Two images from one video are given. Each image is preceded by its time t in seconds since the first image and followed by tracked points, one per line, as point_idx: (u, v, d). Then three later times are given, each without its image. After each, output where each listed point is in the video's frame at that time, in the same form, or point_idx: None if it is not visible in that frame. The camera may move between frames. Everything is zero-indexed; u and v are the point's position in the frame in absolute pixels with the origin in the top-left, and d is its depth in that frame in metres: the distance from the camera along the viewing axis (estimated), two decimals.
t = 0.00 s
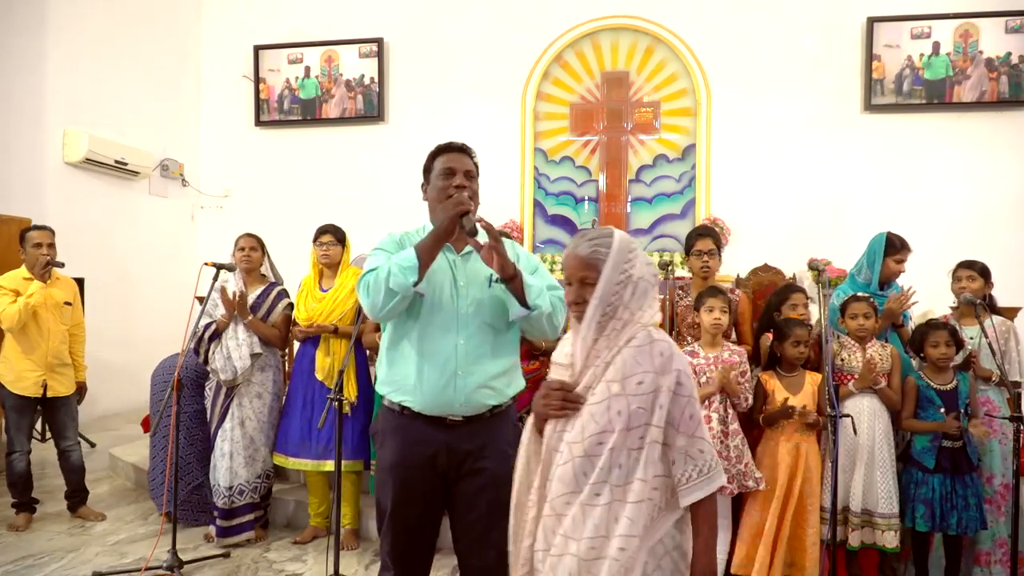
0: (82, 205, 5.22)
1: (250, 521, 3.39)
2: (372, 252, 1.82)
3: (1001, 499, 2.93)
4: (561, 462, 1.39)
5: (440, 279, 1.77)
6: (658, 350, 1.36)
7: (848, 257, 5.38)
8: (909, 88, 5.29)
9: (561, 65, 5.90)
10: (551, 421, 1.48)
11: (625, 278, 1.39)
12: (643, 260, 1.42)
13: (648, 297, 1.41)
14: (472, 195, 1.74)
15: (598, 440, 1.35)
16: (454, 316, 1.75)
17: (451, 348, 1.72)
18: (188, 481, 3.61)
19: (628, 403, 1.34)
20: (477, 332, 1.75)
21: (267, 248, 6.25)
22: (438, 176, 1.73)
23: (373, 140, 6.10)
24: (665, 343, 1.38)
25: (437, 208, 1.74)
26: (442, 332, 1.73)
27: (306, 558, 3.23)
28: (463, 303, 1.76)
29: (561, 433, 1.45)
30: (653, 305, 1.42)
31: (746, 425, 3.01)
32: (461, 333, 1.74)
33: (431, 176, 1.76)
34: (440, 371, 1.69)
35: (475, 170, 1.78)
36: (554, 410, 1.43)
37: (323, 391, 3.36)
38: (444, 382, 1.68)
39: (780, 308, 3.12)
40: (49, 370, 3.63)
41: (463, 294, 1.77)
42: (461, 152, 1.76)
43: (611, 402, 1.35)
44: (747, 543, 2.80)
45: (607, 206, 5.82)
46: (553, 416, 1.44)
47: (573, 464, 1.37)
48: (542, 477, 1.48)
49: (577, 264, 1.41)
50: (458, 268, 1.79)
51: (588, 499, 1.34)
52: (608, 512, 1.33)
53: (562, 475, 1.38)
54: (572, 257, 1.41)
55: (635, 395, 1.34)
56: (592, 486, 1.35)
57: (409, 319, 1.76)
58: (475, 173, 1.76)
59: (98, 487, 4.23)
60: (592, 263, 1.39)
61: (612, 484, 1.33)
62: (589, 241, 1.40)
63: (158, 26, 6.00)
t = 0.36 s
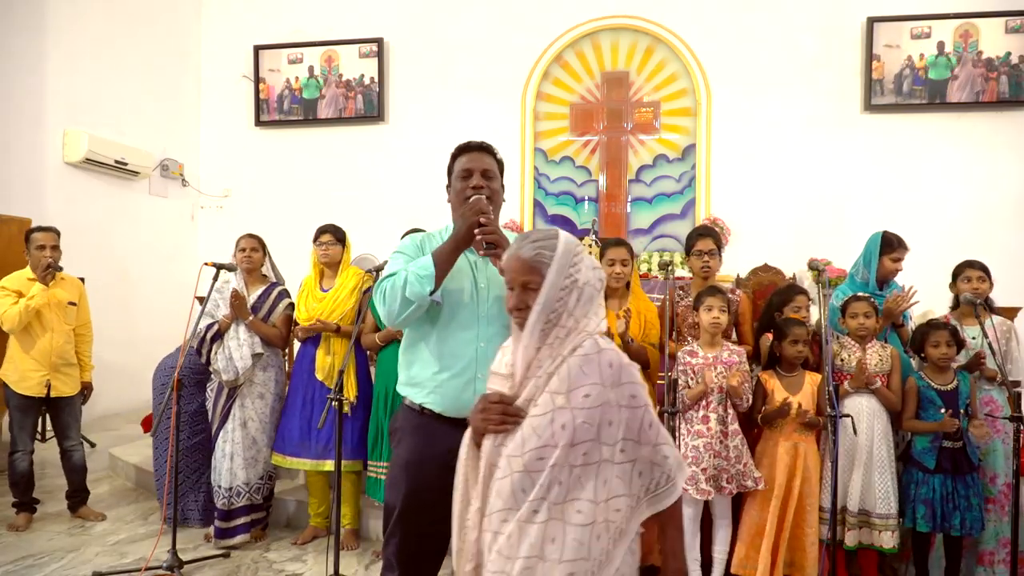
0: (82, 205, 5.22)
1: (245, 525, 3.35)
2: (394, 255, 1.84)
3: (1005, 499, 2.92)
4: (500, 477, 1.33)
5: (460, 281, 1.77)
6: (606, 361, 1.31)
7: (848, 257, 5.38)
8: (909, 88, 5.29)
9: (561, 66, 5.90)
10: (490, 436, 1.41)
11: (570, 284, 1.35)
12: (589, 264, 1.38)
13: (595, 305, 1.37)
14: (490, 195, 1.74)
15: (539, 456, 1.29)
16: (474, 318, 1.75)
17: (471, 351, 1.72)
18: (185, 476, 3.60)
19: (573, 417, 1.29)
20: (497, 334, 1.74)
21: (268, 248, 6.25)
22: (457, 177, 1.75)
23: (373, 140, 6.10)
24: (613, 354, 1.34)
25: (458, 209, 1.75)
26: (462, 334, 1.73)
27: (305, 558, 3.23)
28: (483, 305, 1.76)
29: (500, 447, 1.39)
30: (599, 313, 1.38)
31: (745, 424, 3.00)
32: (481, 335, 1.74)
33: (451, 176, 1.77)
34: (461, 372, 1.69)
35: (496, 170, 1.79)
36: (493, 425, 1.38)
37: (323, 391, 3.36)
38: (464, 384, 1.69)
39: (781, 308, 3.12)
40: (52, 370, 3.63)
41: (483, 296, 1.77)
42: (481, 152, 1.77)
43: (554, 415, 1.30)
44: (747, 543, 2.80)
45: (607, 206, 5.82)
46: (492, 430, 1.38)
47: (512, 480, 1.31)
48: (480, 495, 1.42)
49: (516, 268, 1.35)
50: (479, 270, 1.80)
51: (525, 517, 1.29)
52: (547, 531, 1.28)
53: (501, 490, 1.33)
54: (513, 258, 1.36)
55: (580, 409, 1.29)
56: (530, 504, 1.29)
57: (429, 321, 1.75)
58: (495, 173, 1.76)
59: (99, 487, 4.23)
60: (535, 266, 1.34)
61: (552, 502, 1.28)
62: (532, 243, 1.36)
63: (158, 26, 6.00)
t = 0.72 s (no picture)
0: (82, 205, 5.23)
1: (242, 525, 3.33)
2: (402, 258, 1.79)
3: (1007, 499, 2.91)
4: (430, 493, 1.11)
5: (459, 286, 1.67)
6: (544, 359, 1.10)
7: (848, 257, 5.39)
8: (909, 88, 5.29)
9: (561, 65, 5.90)
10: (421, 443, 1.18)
11: (509, 278, 1.13)
12: (532, 254, 1.17)
13: (538, 300, 1.16)
14: (502, 200, 1.69)
15: (472, 465, 1.08)
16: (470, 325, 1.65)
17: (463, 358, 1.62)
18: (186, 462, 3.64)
19: (507, 420, 1.07)
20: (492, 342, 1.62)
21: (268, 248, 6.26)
22: (471, 180, 1.72)
23: (373, 140, 6.10)
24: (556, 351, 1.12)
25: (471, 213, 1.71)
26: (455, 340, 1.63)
27: (305, 558, 3.23)
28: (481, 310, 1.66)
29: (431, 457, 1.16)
30: (543, 308, 1.16)
31: (745, 424, 3.01)
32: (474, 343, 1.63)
33: (466, 178, 1.74)
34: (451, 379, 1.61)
35: (514, 174, 1.74)
36: (422, 431, 1.14)
37: (325, 392, 3.36)
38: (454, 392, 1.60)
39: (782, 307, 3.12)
40: (57, 369, 3.63)
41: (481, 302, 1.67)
42: (498, 155, 1.73)
43: (487, 420, 1.08)
44: (747, 543, 2.80)
45: (607, 206, 5.81)
46: (423, 437, 1.15)
47: (444, 495, 1.09)
48: (409, 511, 1.18)
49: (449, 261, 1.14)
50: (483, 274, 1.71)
51: (462, 539, 1.07)
52: (489, 551, 1.07)
53: (433, 507, 1.10)
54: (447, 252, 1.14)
55: (514, 412, 1.07)
56: (467, 522, 1.07)
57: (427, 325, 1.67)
58: (510, 177, 1.70)
59: (99, 487, 4.23)
60: (469, 258, 1.12)
61: (492, 519, 1.07)
62: (467, 232, 1.15)
63: (158, 26, 6.00)
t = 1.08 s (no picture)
0: (82, 204, 5.22)
1: (243, 522, 3.38)
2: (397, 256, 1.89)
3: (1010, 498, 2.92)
4: (334, 510, 1.10)
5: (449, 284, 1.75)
6: (452, 365, 1.09)
7: (848, 257, 5.38)
8: (909, 88, 5.29)
9: (561, 65, 5.90)
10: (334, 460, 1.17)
11: (422, 279, 1.10)
12: (449, 253, 1.13)
13: (457, 304, 1.13)
14: (493, 201, 1.73)
15: (375, 481, 1.07)
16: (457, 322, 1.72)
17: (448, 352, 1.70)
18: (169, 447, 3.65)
19: (408, 431, 1.07)
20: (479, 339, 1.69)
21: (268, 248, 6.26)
22: (466, 178, 1.75)
23: (374, 140, 6.10)
24: (467, 356, 1.10)
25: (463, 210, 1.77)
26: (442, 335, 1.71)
27: (305, 558, 3.23)
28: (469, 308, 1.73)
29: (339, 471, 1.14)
30: (461, 312, 1.13)
31: (746, 424, 3.01)
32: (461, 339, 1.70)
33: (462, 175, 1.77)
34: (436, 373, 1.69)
35: (508, 173, 1.76)
36: (321, 441, 1.14)
37: (325, 392, 3.35)
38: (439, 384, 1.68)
39: (781, 304, 3.13)
40: (58, 369, 3.63)
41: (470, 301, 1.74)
42: (494, 154, 1.75)
43: (390, 431, 1.08)
44: (747, 543, 2.80)
45: (607, 206, 5.81)
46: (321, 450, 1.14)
47: (349, 511, 1.08)
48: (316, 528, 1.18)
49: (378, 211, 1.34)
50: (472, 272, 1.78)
51: (365, 557, 1.07)
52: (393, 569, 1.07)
53: (338, 525, 1.09)
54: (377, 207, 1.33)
55: (417, 423, 1.07)
56: (369, 540, 1.07)
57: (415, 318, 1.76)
58: (503, 178, 1.73)
59: (98, 487, 4.23)
60: (380, 256, 1.11)
61: (396, 536, 1.07)
62: (379, 229, 1.13)
63: (159, 25, 6.00)
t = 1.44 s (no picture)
0: (82, 204, 5.22)
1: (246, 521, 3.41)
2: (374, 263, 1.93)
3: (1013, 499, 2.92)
4: (233, 518, 1.08)
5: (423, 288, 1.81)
6: (363, 366, 1.11)
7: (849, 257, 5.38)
8: (909, 88, 5.29)
9: (560, 65, 5.90)
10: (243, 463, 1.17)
11: (318, 270, 1.13)
12: (347, 244, 1.16)
13: (358, 297, 1.16)
14: (468, 201, 1.77)
15: (281, 488, 1.06)
16: (431, 324, 1.78)
17: (424, 354, 1.75)
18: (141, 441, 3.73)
19: (320, 436, 1.07)
20: (453, 340, 1.76)
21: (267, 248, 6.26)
22: (440, 180, 1.80)
23: (373, 140, 6.10)
24: (377, 357, 1.13)
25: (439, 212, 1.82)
26: (418, 337, 1.77)
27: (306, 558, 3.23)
28: (443, 309, 1.78)
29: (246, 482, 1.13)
30: (363, 307, 1.16)
31: (746, 424, 3.01)
32: (436, 340, 1.76)
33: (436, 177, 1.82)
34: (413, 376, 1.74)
35: (482, 172, 1.81)
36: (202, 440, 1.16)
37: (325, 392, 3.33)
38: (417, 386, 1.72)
39: (782, 303, 3.12)
40: (55, 369, 3.63)
41: (444, 302, 1.78)
42: (466, 154, 1.79)
43: (299, 435, 1.07)
44: (747, 543, 2.80)
45: (607, 206, 5.82)
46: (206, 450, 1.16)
47: (249, 519, 1.07)
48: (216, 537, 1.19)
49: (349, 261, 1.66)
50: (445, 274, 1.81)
51: (262, 566, 1.05)
52: None
53: (236, 534, 1.07)
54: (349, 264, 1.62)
55: (328, 427, 1.08)
56: (269, 549, 1.05)
57: (391, 323, 1.82)
58: (477, 179, 1.78)
59: (98, 487, 4.23)
60: (271, 247, 1.13)
61: (297, 546, 1.06)
62: (271, 217, 1.15)
63: (159, 25, 6.00)
